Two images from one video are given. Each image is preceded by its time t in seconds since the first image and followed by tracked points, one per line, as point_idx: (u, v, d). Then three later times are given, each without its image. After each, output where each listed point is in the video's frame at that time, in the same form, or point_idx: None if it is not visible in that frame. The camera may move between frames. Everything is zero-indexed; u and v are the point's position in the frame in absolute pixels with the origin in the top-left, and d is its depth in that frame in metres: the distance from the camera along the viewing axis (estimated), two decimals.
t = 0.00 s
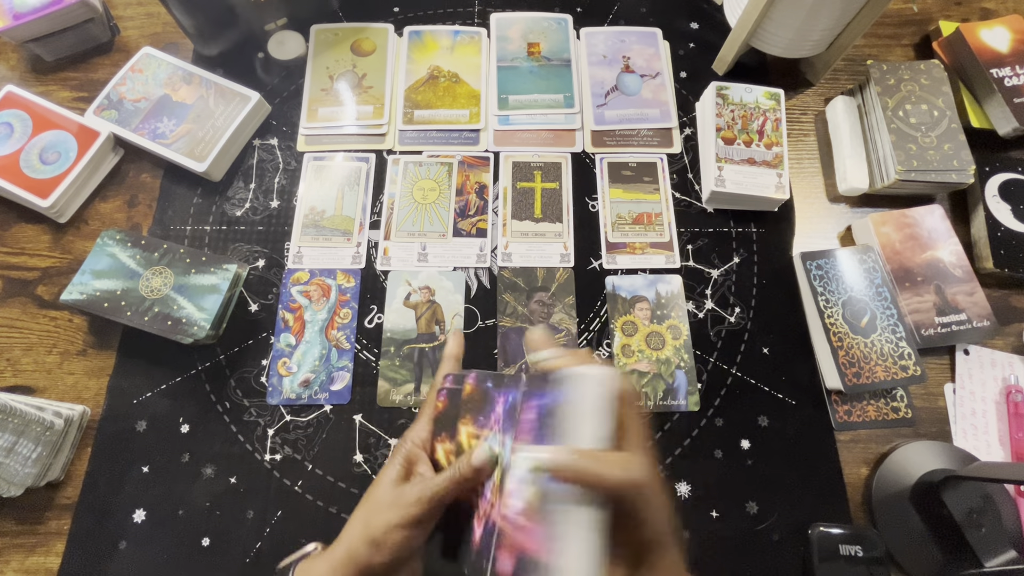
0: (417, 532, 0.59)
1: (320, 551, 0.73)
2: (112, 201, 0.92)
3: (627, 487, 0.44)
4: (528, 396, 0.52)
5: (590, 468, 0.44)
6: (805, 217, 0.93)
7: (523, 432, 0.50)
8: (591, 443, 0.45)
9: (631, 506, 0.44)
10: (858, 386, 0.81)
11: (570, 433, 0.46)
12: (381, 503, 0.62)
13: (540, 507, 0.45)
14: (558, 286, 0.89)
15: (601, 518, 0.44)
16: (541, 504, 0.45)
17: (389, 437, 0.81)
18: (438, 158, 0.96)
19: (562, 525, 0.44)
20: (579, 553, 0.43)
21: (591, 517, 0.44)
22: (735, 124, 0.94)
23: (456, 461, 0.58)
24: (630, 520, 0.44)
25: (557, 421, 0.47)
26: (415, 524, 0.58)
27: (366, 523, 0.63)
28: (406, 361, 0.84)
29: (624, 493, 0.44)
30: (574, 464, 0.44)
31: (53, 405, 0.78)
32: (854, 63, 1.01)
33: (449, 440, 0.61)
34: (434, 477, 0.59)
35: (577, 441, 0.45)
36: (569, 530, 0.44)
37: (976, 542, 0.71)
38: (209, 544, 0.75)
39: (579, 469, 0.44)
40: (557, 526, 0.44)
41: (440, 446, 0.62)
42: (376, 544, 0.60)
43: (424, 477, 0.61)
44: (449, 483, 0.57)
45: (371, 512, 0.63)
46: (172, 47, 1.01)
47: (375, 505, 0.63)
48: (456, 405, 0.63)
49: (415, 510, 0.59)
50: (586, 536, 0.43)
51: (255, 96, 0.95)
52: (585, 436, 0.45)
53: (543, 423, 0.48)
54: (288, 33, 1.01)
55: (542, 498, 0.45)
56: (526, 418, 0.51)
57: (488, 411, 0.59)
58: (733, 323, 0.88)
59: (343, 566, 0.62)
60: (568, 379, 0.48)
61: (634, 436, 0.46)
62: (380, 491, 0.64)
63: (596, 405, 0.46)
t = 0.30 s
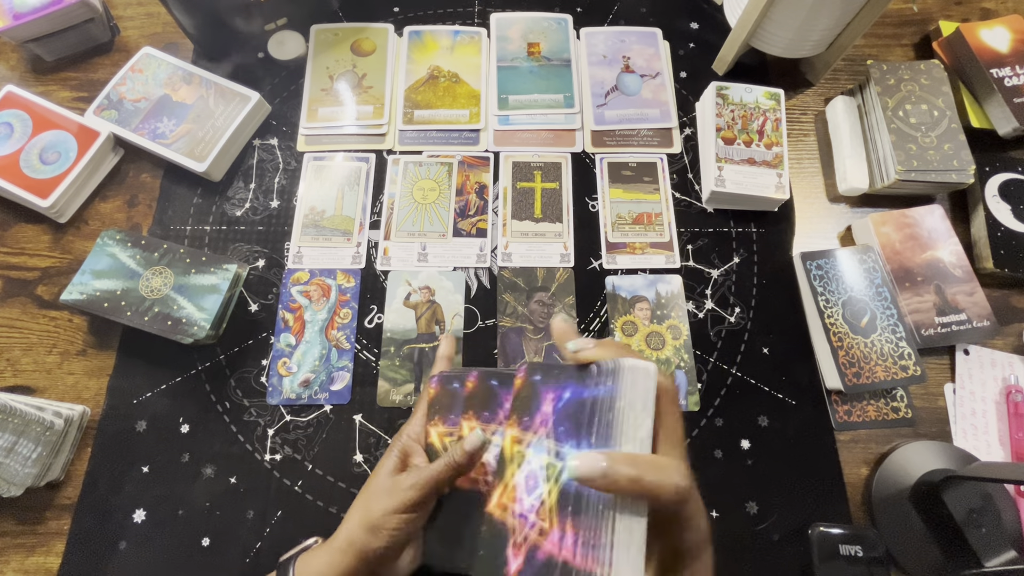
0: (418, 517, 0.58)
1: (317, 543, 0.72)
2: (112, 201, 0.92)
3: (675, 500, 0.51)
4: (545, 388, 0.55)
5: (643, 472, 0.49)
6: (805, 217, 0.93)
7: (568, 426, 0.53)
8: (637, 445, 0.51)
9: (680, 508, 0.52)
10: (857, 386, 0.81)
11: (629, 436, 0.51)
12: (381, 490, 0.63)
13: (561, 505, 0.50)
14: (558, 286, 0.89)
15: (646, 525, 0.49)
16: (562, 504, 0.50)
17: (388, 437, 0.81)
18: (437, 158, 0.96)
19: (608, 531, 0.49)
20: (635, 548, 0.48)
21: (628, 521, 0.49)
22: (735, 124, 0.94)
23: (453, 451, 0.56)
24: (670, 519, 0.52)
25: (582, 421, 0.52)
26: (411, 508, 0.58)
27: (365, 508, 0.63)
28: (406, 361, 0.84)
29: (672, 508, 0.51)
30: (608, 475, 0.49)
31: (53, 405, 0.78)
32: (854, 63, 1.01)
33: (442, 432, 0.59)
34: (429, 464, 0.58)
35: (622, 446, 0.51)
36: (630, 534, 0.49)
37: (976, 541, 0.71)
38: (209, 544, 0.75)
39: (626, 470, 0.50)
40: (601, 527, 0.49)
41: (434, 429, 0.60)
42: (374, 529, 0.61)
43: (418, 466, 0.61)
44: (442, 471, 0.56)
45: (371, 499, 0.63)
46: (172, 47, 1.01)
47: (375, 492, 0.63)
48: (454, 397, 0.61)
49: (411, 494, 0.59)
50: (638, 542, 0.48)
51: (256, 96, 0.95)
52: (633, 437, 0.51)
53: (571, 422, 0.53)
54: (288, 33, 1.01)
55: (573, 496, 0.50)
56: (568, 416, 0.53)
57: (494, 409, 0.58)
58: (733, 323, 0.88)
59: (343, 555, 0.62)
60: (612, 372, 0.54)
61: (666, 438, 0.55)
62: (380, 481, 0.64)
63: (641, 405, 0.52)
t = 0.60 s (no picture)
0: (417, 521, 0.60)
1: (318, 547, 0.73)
2: (112, 201, 0.92)
3: (635, 479, 0.43)
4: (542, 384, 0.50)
5: (594, 455, 0.43)
6: (805, 217, 0.93)
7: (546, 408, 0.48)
8: (604, 432, 0.44)
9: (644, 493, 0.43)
10: (857, 386, 0.81)
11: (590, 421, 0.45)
12: (381, 492, 0.64)
13: (550, 492, 0.44)
14: (558, 286, 0.89)
15: (613, 508, 0.43)
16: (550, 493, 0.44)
17: (388, 437, 0.81)
18: (437, 158, 0.96)
19: (579, 517, 0.43)
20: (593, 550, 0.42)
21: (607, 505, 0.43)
22: (736, 124, 0.94)
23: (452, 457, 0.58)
24: (643, 512, 0.43)
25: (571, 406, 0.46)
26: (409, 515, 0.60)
27: (365, 510, 0.66)
28: (406, 361, 0.84)
29: (635, 487, 0.43)
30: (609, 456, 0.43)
31: (53, 405, 0.78)
32: (854, 63, 1.01)
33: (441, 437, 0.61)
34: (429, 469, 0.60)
35: (590, 430, 0.44)
36: (586, 525, 0.42)
37: (976, 541, 0.70)
38: (209, 544, 0.75)
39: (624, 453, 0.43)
40: (571, 514, 0.43)
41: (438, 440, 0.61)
42: (375, 531, 0.63)
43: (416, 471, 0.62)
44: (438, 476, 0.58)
45: (371, 500, 0.65)
46: (172, 47, 1.01)
47: (375, 495, 0.65)
48: (451, 407, 0.62)
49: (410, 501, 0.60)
50: (600, 530, 0.42)
51: (255, 96, 0.95)
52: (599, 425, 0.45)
53: (561, 411, 0.47)
54: (288, 33, 1.01)
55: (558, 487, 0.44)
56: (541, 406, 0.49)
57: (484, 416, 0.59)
58: (733, 323, 0.88)
59: (342, 556, 0.65)
60: (583, 364, 0.48)
61: (645, 425, 0.45)
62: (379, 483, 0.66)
63: (611, 391, 0.46)
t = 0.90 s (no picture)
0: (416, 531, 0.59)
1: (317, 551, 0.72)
2: (112, 201, 0.92)
3: (586, 477, 0.56)
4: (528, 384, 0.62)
5: (548, 454, 0.56)
6: (806, 217, 0.93)
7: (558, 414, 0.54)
8: (563, 431, 0.58)
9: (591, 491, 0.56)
10: (858, 386, 0.81)
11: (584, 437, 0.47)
12: (380, 498, 0.64)
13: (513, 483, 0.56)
14: (559, 286, 0.89)
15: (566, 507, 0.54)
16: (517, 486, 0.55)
17: (388, 437, 0.81)
18: (438, 158, 0.96)
19: (532, 506, 0.54)
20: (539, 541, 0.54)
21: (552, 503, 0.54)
22: (736, 124, 0.94)
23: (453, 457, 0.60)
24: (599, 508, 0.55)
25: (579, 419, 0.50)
26: (408, 523, 0.60)
27: (363, 519, 0.66)
28: (406, 361, 0.84)
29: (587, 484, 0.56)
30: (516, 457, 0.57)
31: (53, 405, 0.78)
32: (854, 63, 1.01)
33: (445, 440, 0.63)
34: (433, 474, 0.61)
35: (542, 433, 0.58)
36: (536, 515, 0.54)
37: (976, 541, 0.70)
38: (209, 544, 0.75)
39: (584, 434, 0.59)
40: (526, 504, 0.54)
41: (440, 437, 0.63)
42: (372, 540, 0.63)
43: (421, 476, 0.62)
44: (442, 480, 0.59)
45: (369, 508, 0.65)
46: (172, 47, 1.01)
47: (374, 502, 0.65)
48: (458, 405, 0.64)
49: (410, 507, 0.61)
50: (550, 515, 0.54)
51: (255, 96, 0.95)
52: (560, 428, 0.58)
53: (533, 409, 0.60)
54: (288, 33, 1.02)
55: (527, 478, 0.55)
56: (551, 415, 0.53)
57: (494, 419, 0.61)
58: (733, 323, 0.88)
59: (335, 561, 0.64)
60: (552, 370, 0.63)
61: (612, 432, 0.60)
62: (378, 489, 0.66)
63: (572, 393, 0.61)
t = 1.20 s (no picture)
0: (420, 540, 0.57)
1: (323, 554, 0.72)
2: (112, 201, 0.92)
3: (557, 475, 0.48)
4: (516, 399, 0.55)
5: (519, 454, 0.48)
6: (806, 217, 0.93)
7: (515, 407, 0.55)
8: (542, 433, 0.50)
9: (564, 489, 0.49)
10: (858, 386, 0.81)
11: (530, 421, 0.51)
12: (387, 502, 0.63)
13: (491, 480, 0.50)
14: (558, 286, 0.89)
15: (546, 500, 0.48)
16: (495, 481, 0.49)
17: (389, 437, 0.81)
18: (438, 158, 0.96)
19: (513, 505, 0.48)
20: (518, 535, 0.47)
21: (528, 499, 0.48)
22: (736, 124, 0.94)
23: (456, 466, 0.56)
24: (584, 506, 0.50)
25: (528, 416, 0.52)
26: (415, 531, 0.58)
27: (367, 526, 0.64)
28: (406, 361, 0.84)
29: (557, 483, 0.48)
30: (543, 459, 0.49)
31: (53, 405, 0.78)
32: (854, 63, 1.01)
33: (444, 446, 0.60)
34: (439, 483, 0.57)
35: (526, 434, 0.50)
36: (518, 508, 0.48)
37: (976, 541, 0.70)
38: (210, 544, 0.75)
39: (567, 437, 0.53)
40: (507, 503, 0.48)
41: (450, 450, 0.58)
42: (379, 547, 0.61)
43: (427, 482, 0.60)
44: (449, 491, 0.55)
45: (376, 513, 0.64)
46: (172, 47, 1.01)
47: (381, 506, 0.64)
48: (467, 415, 0.58)
49: (417, 516, 0.58)
50: (529, 511, 0.48)
51: (255, 96, 0.95)
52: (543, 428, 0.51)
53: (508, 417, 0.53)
54: (288, 33, 1.01)
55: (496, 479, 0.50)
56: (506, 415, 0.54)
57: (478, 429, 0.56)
58: (733, 323, 0.88)
59: (346, 568, 0.63)
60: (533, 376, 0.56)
61: (597, 428, 0.54)
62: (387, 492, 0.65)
63: (551, 396, 0.53)
